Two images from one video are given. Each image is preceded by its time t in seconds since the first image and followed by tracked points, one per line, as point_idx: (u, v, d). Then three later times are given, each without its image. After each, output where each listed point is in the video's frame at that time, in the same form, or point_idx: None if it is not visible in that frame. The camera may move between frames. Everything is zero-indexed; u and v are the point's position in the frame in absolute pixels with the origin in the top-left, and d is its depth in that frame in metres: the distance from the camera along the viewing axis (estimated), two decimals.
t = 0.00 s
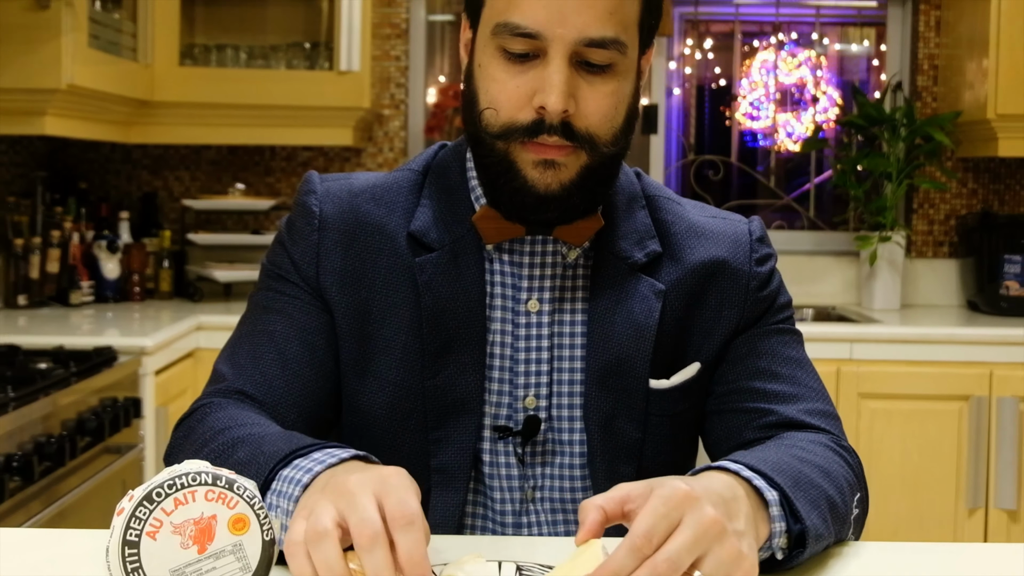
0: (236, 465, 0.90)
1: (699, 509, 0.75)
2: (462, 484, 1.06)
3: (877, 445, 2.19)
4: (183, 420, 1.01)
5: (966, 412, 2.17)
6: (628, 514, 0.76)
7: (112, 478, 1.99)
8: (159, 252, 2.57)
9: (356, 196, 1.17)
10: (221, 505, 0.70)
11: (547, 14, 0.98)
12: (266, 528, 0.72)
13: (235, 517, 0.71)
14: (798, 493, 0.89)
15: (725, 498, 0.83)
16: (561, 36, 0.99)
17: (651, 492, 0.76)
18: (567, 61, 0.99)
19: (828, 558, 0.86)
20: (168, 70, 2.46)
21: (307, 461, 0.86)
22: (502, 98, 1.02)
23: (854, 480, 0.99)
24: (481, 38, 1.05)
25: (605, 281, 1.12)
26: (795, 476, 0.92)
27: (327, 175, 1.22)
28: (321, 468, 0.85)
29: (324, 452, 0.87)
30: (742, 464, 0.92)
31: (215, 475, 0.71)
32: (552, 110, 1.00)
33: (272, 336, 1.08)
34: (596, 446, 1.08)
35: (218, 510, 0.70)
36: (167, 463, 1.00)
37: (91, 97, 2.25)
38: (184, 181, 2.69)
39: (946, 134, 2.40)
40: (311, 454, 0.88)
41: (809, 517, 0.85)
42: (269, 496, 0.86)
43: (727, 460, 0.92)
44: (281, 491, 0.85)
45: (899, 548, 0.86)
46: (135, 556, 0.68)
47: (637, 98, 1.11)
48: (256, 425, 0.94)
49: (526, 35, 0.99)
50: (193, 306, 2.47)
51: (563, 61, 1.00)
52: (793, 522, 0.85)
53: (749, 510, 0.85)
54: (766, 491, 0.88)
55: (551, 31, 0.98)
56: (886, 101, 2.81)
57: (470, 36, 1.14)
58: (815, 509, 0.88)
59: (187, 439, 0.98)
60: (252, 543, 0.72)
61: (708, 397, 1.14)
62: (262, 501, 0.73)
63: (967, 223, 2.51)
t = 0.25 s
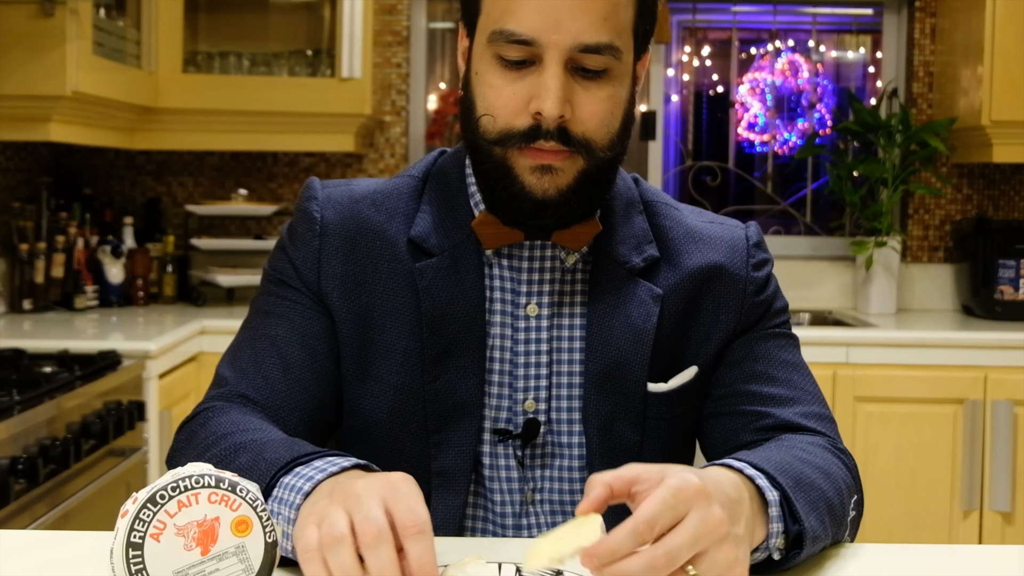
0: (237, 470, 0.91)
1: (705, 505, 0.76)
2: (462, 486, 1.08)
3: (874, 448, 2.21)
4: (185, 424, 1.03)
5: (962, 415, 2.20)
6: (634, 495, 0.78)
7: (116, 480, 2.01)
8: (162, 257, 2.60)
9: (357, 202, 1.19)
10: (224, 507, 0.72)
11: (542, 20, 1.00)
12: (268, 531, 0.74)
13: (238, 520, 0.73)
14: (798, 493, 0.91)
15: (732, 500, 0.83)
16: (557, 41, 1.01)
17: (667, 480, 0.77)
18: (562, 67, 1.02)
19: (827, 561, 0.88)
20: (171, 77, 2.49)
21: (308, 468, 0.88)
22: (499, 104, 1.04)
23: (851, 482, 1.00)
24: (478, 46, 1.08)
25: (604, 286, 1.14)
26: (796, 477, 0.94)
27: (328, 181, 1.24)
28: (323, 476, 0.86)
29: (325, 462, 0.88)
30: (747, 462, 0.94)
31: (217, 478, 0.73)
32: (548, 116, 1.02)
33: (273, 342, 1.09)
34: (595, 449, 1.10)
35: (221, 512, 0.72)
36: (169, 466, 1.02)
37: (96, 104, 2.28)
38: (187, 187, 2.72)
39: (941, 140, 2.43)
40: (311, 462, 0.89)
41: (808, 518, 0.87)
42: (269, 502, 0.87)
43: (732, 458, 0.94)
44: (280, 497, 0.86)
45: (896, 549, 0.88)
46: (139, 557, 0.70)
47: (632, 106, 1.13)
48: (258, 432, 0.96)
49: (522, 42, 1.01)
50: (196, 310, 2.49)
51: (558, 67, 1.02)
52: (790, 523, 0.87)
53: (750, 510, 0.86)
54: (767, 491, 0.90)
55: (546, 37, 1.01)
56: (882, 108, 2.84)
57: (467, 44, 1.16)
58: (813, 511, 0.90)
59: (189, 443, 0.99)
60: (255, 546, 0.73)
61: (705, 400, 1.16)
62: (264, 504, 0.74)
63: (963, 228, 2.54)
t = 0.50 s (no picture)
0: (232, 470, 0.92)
1: (705, 499, 0.78)
2: (463, 490, 1.09)
3: (870, 450, 2.23)
4: (183, 431, 1.05)
5: (956, 418, 2.22)
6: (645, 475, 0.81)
7: (120, 482, 2.03)
8: (166, 262, 2.63)
9: (355, 212, 1.21)
10: (227, 509, 0.73)
11: (544, 23, 1.01)
12: (270, 532, 0.75)
13: (241, 521, 0.74)
14: (801, 494, 0.93)
15: (736, 504, 0.82)
16: (557, 44, 1.02)
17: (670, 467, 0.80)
18: (563, 69, 1.02)
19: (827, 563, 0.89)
20: (175, 83, 2.52)
21: (300, 465, 0.88)
22: (499, 106, 1.05)
23: (851, 484, 1.02)
24: (478, 49, 1.08)
25: (602, 291, 1.16)
26: (801, 476, 0.95)
27: (326, 191, 1.26)
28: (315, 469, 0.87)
29: (317, 457, 0.89)
30: (754, 459, 0.95)
31: (220, 480, 0.74)
32: (549, 117, 1.03)
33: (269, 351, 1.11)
34: (593, 451, 1.12)
35: (224, 514, 0.73)
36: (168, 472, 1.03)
37: (100, 111, 2.31)
38: (191, 193, 2.75)
39: (936, 146, 2.46)
40: (305, 458, 0.90)
41: (807, 521, 0.89)
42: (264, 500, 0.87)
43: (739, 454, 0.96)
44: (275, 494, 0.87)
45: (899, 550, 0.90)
46: (143, 558, 0.71)
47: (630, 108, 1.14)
48: (256, 438, 0.97)
49: (522, 44, 1.02)
50: (200, 314, 2.52)
51: (559, 69, 1.03)
52: (790, 524, 0.89)
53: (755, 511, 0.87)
54: (771, 490, 0.91)
55: (547, 39, 1.01)
56: (878, 114, 2.87)
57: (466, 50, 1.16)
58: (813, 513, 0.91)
59: (187, 449, 1.00)
60: (257, 547, 0.74)
61: (704, 403, 1.18)
62: (265, 506, 0.76)
63: (957, 234, 2.57)
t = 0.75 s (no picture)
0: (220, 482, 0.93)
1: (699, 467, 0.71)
2: (457, 489, 1.08)
3: (865, 453, 2.26)
4: (177, 444, 1.03)
5: (952, 421, 2.24)
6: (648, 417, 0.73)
7: (125, 484, 2.06)
8: (170, 266, 2.66)
9: (343, 219, 1.22)
10: (229, 511, 0.73)
11: (524, 25, 1.03)
12: (273, 534, 0.75)
13: (244, 523, 0.74)
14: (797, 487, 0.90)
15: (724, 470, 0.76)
16: (538, 45, 1.03)
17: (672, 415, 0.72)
18: (545, 70, 1.04)
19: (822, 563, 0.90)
20: (179, 90, 2.55)
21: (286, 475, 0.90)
22: (484, 108, 1.07)
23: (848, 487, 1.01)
24: (461, 52, 1.10)
25: (591, 293, 1.17)
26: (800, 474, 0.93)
27: (315, 201, 1.28)
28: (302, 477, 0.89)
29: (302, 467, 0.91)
30: (761, 458, 0.90)
31: (223, 482, 0.74)
32: (534, 117, 1.04)
33: (261, 356, 1.11)
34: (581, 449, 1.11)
35: (228, 516, 0.73)
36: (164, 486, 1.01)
37: (104, 117, 2.33)
38: (194, 198, 2.78)
39: (933, 152, 2.48)
40: (290, 470, 0.92)
41: (803, 515, 0.88)
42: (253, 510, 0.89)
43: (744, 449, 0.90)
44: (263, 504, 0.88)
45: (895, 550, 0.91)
46: (146, 560, 0.71)
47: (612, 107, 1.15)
48: (247, 447, 0.97)
49: (504, 46, 1.04)
50: (203, 318, 2.55)
51: (541, 70, 1.04)
52: (789, 520, 0.87)
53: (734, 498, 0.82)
54: (770, 486, 0.87)
55: (528, 40, 1.03)
56: (874, 120, 2.91)
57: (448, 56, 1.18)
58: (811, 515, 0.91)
59: (182, 461, 0.99)
60: (260, 548, 0.75)
61: (697, 405, 1.19)
62: (268, 508, 0.76)
63: (952, 238, 2.60)
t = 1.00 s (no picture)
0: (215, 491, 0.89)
1: (635, 284, 0.64)
2: (452, 489, 1.03)
3: (861, 455, 2.28)
4: (176, 457, 0.98)
5: (946, 423, 2.27)
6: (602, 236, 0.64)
7: (128, 486, 2.08)
8: (173, 270, 2.68)
9: (333, 226, 1.17)
10: (233, 513, 0.72)
11: (497, 15, 0.98)
12: (276, 535, 0.73)
13: (246, 524, 0.72)
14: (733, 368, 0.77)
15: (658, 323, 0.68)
16: (513, 34, 0.98)
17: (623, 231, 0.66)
18: (523, 57, 0.98)
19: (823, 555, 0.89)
20: (182, 96, 2.57)
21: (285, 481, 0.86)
22: (465, 105, 1.01)
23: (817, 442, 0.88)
24: (435, 57, 1.05)
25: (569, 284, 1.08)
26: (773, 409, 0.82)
27: (304, 211, 1.23)
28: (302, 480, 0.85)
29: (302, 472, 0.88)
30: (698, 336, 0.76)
31: (226, 484, 0.72)
32: (516, 104, 0.98)
33: (257, 363, 1.06)
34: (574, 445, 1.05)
35: (230, 517, 0.71)
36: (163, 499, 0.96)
37: (107, 122, 2.35)
38: (197, 203, 2.81)
39: (928, 157, 2.51)
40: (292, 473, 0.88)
41: (731, 391, 0.77)
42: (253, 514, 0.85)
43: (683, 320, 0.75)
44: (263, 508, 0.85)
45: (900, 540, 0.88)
46: (150, 562, 0.69)
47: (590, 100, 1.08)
48: (246, 453, 0.93)
49: (479, 38, 0.99)
50: (206, 322, 2.57)
51: (519, 59, 0.99)
52: (717, 396, 0.76)
53: (676, 366, 0.73)
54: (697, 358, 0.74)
55: (503, 30, 0.98)
56: (870, 125, 2.94)
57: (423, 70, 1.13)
58: (757, 439, 0.80)
59: (183, 468, 0.95)
60: (263, 550, 0.73)
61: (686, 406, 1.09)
62: (271, 510, 0.74)
63: (948, 243, 2.62)
